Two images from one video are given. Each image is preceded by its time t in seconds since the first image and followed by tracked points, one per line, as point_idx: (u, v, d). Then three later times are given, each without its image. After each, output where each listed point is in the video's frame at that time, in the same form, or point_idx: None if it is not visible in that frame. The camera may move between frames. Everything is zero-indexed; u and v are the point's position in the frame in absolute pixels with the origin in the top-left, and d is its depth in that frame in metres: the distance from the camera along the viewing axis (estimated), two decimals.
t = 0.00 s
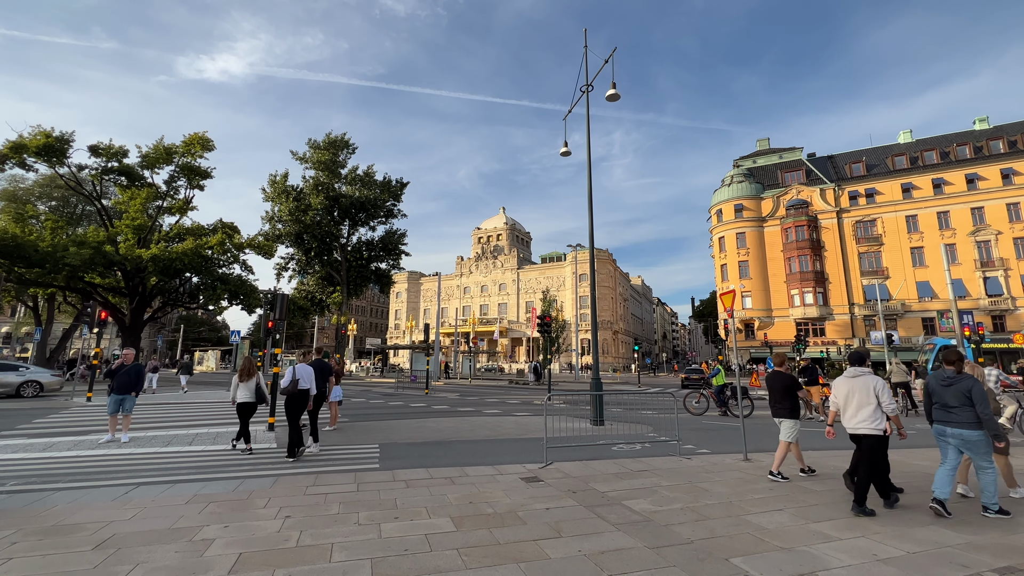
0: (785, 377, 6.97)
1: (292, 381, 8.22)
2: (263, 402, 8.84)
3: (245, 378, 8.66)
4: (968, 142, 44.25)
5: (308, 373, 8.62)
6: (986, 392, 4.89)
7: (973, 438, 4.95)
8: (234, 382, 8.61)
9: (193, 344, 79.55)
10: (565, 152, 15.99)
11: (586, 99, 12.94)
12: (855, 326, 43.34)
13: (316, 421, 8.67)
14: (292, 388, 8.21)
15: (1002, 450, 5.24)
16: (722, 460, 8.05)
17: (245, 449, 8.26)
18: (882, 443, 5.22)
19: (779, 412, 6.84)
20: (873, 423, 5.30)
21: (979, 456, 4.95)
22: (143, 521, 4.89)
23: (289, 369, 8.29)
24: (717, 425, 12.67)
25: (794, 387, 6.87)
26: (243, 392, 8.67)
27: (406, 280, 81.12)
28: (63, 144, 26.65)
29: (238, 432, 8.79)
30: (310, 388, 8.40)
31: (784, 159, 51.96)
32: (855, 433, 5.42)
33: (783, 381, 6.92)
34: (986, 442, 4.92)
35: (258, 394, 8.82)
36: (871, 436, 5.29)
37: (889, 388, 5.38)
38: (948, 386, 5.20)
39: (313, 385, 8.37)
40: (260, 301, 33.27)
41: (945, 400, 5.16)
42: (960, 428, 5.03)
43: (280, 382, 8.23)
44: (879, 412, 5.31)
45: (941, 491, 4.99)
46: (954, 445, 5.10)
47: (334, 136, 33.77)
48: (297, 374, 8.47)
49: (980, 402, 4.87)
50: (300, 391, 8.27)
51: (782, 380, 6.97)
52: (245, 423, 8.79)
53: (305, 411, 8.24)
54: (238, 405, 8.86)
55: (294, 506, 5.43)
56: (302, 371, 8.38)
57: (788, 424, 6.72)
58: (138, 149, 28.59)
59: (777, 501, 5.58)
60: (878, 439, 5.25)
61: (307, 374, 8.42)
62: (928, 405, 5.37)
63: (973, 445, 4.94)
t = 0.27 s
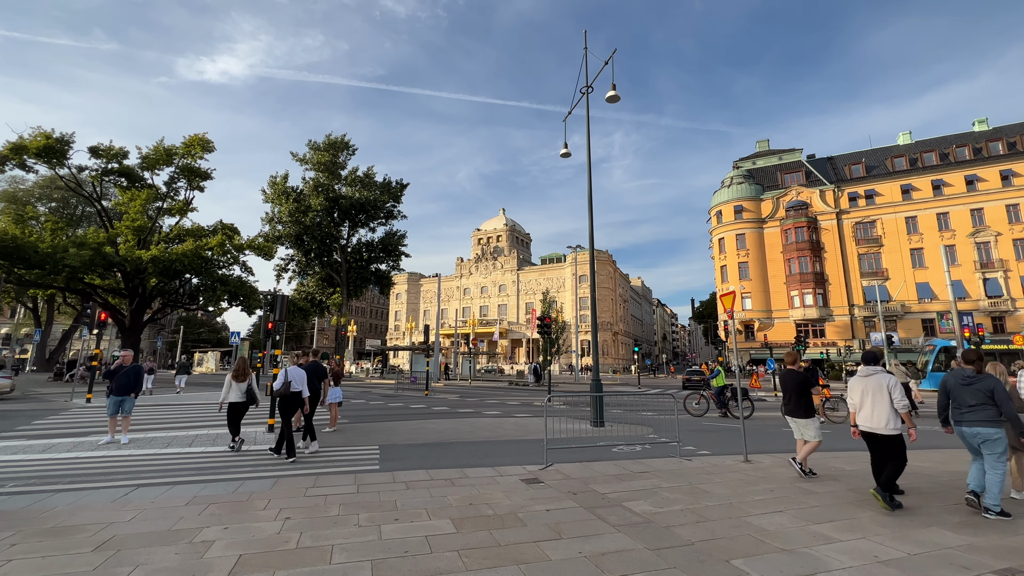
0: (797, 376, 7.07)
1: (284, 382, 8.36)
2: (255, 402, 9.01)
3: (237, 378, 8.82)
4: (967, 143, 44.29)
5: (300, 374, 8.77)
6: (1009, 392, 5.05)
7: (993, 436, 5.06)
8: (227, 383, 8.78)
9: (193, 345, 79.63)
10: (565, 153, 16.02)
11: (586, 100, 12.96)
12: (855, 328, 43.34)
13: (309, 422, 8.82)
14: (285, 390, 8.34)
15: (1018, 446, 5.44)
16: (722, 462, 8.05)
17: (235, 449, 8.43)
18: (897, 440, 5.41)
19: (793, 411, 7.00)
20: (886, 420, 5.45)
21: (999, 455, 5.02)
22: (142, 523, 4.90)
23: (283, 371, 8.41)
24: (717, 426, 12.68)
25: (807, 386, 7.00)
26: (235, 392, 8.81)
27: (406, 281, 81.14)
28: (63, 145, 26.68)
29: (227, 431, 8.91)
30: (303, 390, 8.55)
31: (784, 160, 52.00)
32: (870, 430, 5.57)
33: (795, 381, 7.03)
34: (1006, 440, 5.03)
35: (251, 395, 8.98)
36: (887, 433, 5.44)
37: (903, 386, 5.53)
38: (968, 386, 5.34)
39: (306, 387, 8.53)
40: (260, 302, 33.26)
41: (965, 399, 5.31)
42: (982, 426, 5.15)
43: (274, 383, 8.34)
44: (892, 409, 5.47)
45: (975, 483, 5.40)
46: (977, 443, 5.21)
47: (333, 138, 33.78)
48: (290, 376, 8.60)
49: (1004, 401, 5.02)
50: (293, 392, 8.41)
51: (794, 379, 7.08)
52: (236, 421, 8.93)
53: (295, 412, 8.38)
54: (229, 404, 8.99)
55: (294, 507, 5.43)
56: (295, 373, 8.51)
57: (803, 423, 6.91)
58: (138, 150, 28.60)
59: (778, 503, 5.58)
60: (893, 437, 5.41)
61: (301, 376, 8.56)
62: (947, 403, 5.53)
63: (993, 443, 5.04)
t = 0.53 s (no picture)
0: (810, 377, 7.16)
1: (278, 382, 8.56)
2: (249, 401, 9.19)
3: (231, 378, 8.98)
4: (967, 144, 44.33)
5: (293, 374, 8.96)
6: None
7: (1007, 437, 5.05)
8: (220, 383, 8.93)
9: (193, 346, 79.70)
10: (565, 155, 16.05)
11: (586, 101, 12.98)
12: (855, 329, 43.32)
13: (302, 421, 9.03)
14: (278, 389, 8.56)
15: None
16: (722, 463, 8.05)
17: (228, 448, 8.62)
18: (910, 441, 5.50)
19: (807, 412, 7.04)
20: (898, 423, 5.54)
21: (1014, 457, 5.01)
22: (142, 524, 4.89)
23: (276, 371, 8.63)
24: (718, 427, 12.68)
25: (820, 388, 7.07)
26: (229, 392, 8.95)
27: (406, 282, 81.19)
28: (64, 146, 26.70)
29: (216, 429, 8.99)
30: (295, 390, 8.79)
31: (784, 162, 52.03)
32: (883, 432, 5.64)
33: (808, 383, 7.10)
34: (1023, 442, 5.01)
35: (244, 394, 9.16)
36: (901, 435, 5.52)
37: (915, 389, 5.56)
38: (982, 388, 5.36)
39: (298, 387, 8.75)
40: (261, 303, 33.26)
41: (980, 401, 5.32)
42: (998, 428, 5.14)
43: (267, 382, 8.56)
44: (903, 412, 5.54)
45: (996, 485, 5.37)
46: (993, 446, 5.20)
47: (334, 139, 33.83)
48: (282, 376, 8.83)
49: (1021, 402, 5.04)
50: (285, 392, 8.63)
51: (808, 381, 7.15)
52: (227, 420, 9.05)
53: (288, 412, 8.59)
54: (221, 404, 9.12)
55: (294, 509, 5.42)
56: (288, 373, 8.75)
57: (817, 424, 6.92)
58: (139, 152, 28.62)
59: (779, 504, 5.57)
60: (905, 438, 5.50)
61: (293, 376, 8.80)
62: (964, 406, 5.53)
63: (1008, 445, 5.03)
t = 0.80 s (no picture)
0: (831, 380, 7.19)
1: (272, 384, 8.71)
2: (241, 401, 9.34)
3: (221, 379, 9.09)
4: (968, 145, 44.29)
5: (287, 375, 9.10)
6: None
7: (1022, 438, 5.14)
8: (210, 385, 9.03)
9: (194, 347, 79.76)
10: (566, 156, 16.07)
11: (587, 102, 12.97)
12: (856, 330, 43.28)
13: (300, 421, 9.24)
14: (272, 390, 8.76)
15: None
16: (724, 464, 8.03)
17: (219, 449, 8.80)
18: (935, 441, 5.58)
19: (825, 413, 7.07)
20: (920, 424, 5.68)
21: None
22: (143, 525, 4.89)
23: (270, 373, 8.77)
24: (719, 429, 12.65)
25: (841, 389, 7.10)
26: (220, 393, 9.09)
27: (407, 283, 81.25)
28: (66, 148, 26.75)
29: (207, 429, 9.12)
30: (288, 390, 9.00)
31: (784, 163, 52.01)
32: (906, 433, 5.78)
33: (829, 385, 7.14)
34: None
35: (235, 395, 9.30)
36: (922, 435, 5.66)
37: (938, 391, 5.64)
38: (997, 388, 5.42)
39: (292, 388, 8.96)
40: (262, 304, 33.30)
41: (995, 402, 5.39)
42: (1015, 430, 5.21)
43: (260, 383, 8.73)
44: (925, 413, 5.67)
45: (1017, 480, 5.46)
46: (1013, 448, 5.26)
47: (335, 140, 33.89)
48: (276, 377, 8.98)
49: None
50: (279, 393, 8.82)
51: (829, 383, 7.19)
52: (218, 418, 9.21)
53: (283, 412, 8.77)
54: (212, 404, 9.26)
55: (295, 510, 5.42)
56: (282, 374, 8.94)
57: (837, 425, 6.94)
58: (140, 153, 28.66)
59: (781, 506, 5.55)
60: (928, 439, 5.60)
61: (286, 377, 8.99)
62: (982, 407, 5.58)
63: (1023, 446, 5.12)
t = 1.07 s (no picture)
0: (849, 379, 7.28)
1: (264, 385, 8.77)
2: (235, 401, 9.41)
3: (214, 380, 9.16)
4: (970, 145, 44.19)
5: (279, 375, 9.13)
6: None
7: None
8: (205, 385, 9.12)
9: (196, 348, 79.95)
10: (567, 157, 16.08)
11: (588, 103, 12.99)
12: (858, 331, 43.18)
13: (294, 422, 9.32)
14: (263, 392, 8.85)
15: None
16: (726, 466, 8.02)
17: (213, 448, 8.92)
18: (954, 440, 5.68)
19: (844, 413, 7.13)
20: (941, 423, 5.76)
21: None
22: (145, 526, 4.90)
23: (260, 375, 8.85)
24: (721, 430, 12.63)
25: (859, 389, 7.18)
26: (214, 393, 9.15)
27: (408, 284, 81.33)
28: (69, 149, 26.84)
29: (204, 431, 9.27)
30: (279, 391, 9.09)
31: (786, 163, 51.94)
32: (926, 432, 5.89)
33: (847, 384, 7.23)
34: None
35: (229, 394, 9.38)
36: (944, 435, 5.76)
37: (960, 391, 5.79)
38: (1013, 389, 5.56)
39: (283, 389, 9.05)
40: (263, 305, 33.38)
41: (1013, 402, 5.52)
42: None
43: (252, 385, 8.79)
44: (950, 413, 5.78)
45: None
46: None
47: (336, 141, 33.95)
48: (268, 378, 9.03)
49: None
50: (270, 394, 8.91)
51: (848, 383, 7.28)
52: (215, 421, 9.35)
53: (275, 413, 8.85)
54: (207, 404, 9.34)
55: (297, 511, 5.43)
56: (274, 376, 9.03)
57: (855, 424, 7.00)
58: (143, 154, 28.75)
59: (783, 507, 5.55)
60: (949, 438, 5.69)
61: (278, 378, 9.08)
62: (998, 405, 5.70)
63: None
